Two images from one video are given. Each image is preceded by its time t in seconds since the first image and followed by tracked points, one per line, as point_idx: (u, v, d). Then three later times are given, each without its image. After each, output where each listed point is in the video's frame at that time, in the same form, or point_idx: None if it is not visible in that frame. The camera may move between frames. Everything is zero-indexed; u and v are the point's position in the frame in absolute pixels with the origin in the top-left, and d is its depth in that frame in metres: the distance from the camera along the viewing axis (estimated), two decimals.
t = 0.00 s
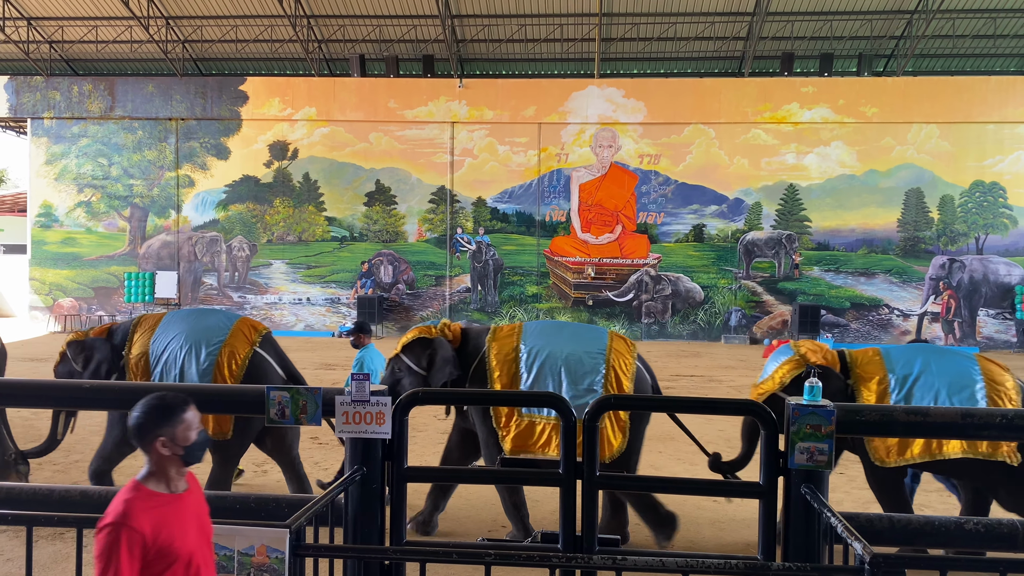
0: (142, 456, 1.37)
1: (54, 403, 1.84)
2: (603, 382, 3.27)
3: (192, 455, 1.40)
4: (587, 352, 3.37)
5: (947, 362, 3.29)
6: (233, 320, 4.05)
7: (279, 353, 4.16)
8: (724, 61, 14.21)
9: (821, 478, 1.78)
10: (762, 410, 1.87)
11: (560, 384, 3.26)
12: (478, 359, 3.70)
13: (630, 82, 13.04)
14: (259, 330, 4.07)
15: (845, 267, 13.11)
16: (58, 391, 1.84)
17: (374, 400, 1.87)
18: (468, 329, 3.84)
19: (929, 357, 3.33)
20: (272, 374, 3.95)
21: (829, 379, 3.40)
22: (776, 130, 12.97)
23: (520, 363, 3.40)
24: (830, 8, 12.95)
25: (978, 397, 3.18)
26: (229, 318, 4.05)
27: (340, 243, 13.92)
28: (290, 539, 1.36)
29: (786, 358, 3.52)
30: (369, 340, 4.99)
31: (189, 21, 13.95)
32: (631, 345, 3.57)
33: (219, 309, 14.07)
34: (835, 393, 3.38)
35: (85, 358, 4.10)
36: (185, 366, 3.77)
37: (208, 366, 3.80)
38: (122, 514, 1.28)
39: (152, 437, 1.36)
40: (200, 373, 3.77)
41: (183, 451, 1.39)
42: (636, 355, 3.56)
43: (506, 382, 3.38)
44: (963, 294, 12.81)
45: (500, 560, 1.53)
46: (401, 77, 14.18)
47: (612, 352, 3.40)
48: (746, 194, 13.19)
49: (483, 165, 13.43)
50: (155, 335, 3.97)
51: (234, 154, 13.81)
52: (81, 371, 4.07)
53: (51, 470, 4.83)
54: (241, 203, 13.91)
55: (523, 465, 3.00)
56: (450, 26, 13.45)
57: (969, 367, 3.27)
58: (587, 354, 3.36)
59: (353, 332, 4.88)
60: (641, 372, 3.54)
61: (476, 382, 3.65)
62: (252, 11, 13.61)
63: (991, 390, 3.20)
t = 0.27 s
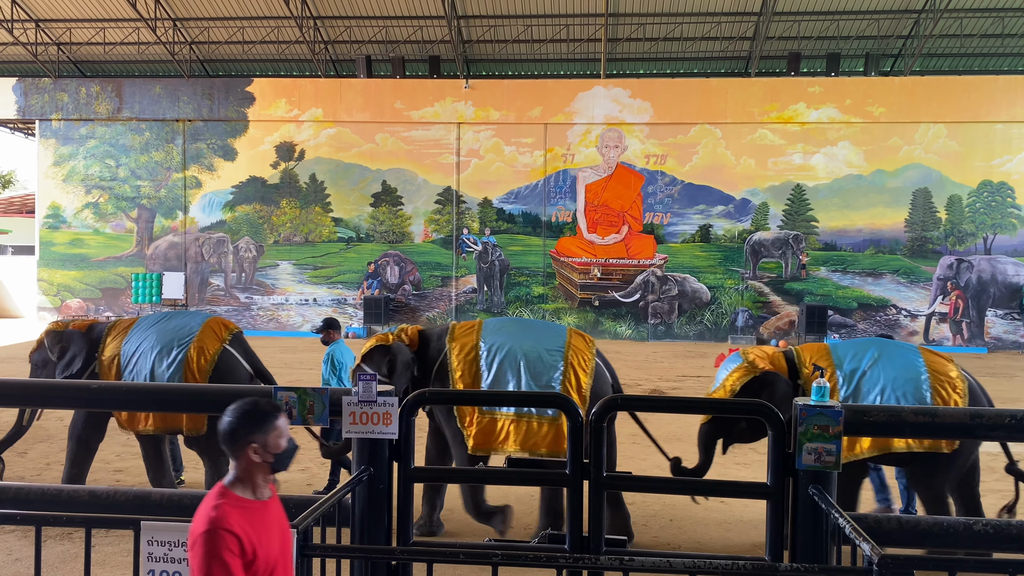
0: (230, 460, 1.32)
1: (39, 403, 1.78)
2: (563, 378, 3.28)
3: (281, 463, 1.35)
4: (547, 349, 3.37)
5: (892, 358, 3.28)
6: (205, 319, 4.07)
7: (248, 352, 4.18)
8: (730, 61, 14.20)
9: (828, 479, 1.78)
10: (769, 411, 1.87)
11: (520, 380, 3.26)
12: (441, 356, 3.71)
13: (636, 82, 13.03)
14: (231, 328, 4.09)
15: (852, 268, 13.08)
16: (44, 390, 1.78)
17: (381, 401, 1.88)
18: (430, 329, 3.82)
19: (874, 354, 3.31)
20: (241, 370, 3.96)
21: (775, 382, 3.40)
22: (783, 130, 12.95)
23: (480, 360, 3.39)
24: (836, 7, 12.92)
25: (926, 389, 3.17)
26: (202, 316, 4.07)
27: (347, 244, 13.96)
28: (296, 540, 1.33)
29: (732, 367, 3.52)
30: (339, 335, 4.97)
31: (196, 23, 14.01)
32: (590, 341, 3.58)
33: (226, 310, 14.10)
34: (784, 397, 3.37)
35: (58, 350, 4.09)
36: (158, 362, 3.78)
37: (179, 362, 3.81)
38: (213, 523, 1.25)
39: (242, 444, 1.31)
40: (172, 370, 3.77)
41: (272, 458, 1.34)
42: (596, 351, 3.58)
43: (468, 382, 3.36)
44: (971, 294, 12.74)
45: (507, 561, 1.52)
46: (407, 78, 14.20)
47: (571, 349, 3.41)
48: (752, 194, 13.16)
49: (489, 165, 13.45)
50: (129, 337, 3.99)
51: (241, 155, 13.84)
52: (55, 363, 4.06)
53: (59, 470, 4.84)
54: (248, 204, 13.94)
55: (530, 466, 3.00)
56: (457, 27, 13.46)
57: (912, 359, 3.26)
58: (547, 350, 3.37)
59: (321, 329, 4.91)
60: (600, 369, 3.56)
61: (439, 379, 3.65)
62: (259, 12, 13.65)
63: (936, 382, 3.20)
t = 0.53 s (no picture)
0: (335, 465, 1.40)
1: (73, 405, 1.91)
2: (517, 379, 3.37)
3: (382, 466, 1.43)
4: (506, 350, 3.48)
5: (853, 354, 3.52)
6: (170, 320, 4.15)
7: (213, 351, 4.22)
8: (737, 62, 14.17)
9: (836, 481, 1.77)
10: (778, 414, 1.85)
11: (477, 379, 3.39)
12: (407, 356, 3.86)
13: (642, 83, 13.03)
14: (194, 328, 4.15)
15: (859, 269, 13.02)
16: (77, 393, 1.91)
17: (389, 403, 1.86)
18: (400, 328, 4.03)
19: (836, 350, 3.55)
20: (205, 371, 4.04)
21: (738, 374, 3.66)
22: (790, 131, 12.91)
23: (443, 358, 3.56)
24: (843, 8, 12.88)
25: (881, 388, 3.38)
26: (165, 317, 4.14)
27: (353, 246, 13.98)
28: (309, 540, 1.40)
29: (699, 357, 3.80)
30: (309, 341, 5.09)
31: (203, 25, 14.05)
32: (555, 346, 3.67)
33: (233, 311, 14.12)
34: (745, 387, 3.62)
35: (30, 358, 4.21)
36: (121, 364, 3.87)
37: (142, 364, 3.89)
38: (320, 524, 1.34)
39: (347, 449, 1.39)
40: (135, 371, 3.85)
41: (374, 462, 1.41)
42: (560, 356, 3.67)
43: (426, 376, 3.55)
44: (980, 296, 12.69)
45: (515, 563, 1.55)
46: (414, 80, 14.22)
47: (530, 352, 3.48)
48: (759, 195, 13.13)
49: (495, 167, 13.45)
50: (97, 333, 4.07)
51: (248, 157, 13.91)
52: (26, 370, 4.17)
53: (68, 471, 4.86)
54: (254, 205, 13.98)
55: (536, 468, 2.99)
56: (462, 28, 13.47)
57: (872, 359, 3.49)
58: (505, 352, 3.47)
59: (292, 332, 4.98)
60: (562, 374, 3.63)
61: (404, 379, 3.81)
62: (265, 15, 13.67)
63: (893, 379, 3.40)
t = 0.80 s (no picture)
0: (433, 469, 1.42)
1: (84, 407, 1.93)
2: (477, 383, 3.29)
3: (479, 475, 1.44)
4: (468, 352, 3.40)
5: (805, 356, 3.37)
6: (148, 325, 4.16)
7: (188, 360, 4.24)
8: (743, 63, 14.15)
9: (844, 484, 1.76)
10: (784, 415, 1.85)
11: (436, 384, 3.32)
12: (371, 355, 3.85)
13: (649, 84, 13.03)
14: (170, 336, 4.17)
15: (866, 270, 12.97)
16: (90, 395, 1.93)
17: (395, 405, 1.87)
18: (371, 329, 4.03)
19: (790, 351, 3.42)
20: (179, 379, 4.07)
21: (692, 370, 3.57)
22: (797, 132, 12.89)
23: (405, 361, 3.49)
24: (850, 9, 12.85)
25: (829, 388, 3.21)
26: (142, 322, 4.15)
27: (360, 247, 14.00)
28: (312, 543, 1.39)
29: (658, 354, 3.75)
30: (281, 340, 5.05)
31: (211, 28, 14.10)
32: (519, 346, 3.60)
33: (240, 313, 14.16)
34: (699, 382, 3.54)
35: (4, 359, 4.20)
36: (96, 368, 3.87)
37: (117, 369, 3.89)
38: (417, 528, 1.34)
39: (449, 454, 1.40)
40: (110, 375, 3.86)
41: (473, 469, 1.43)
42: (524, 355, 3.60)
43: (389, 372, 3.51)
44: (988, 297, 12.64)
45: (522, 566, 1.52)
46: (420, 82, 14.25)
47: (493, 353, 3.42)
48: (766, 197, 13.10)
49: (502, 169, 13.48)
50: (74, 335, 4.07)
51: (255, 160, 13.96)
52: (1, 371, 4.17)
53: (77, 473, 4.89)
54: (262, 208, 14.02)
55: (543, 472, 2.99)
56: (469, 31, 13.49)
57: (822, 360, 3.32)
58: (466, 355, 3.39)
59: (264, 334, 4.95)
60: (526, 374, 3.58)
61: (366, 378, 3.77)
62: (273, 17, 13.72)
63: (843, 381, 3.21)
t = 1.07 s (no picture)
0: (533, 480, 1.41)
1: (92, 407, 1.92)
2: (439, 379, 3.36)
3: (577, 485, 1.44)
4: (432, 351, 3.48)
5: (762, 353, 3.44)
6: (119, 323, 4.14)
7: (160, 355, 4.25)
8: (751, 63, 14.12)
9: (852, 485, 1.75)
10: (791, 417, 1.83)
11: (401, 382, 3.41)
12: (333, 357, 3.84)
13: (655, 85, 13.02)
14: (142, 334, 4.17)
15: (874, 271, 12.92)
16: (100, 396, 1.93)
17: (401, 406, 1.86)
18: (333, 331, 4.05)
19: (747, 349, 3.49)
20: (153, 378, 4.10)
21: (643, 374, 3.58)
22: (804, 133, 12.86)
23: (369, 361, 3.54)
24: (858, 10, 12.80)
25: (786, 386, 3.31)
26: (116, 321, 4.13)
27: (367, 248, 14.02)
28: (319, 544, 1.39)
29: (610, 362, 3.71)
30: (259, 341, 5.06)
31: (218, 30, 14.14)
32: (482, 346, 3.68)
33: (248, 314, 14.20)
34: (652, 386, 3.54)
35: None
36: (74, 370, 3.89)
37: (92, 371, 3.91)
38: (520, 539, 1.35)
39: (551, 466, 1.40)
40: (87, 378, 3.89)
41: (573, 478, 1.43)
42: (487, 355, 3.68)
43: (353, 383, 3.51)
44: (997, 298, 12.60)
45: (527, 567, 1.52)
46: (427, 84, 14.26)
47: (456, 353, 3.49)
48: (773, 198, 13.07)
49: (508, 170, 13.48)
50: (49, 336, 4.06)
51: (262, 161, 14.00)
52: None
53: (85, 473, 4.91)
54: (269, 209, 14.06)
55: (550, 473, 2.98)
56: (475, 32, 13.48)
57: (781, 358, 3.40)
58: (430, 352, 3.47)
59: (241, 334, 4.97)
60: (491, 373, 3.64)
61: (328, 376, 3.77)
62: (280, 19, 13.75)
63: (800, 380, 3.31)
